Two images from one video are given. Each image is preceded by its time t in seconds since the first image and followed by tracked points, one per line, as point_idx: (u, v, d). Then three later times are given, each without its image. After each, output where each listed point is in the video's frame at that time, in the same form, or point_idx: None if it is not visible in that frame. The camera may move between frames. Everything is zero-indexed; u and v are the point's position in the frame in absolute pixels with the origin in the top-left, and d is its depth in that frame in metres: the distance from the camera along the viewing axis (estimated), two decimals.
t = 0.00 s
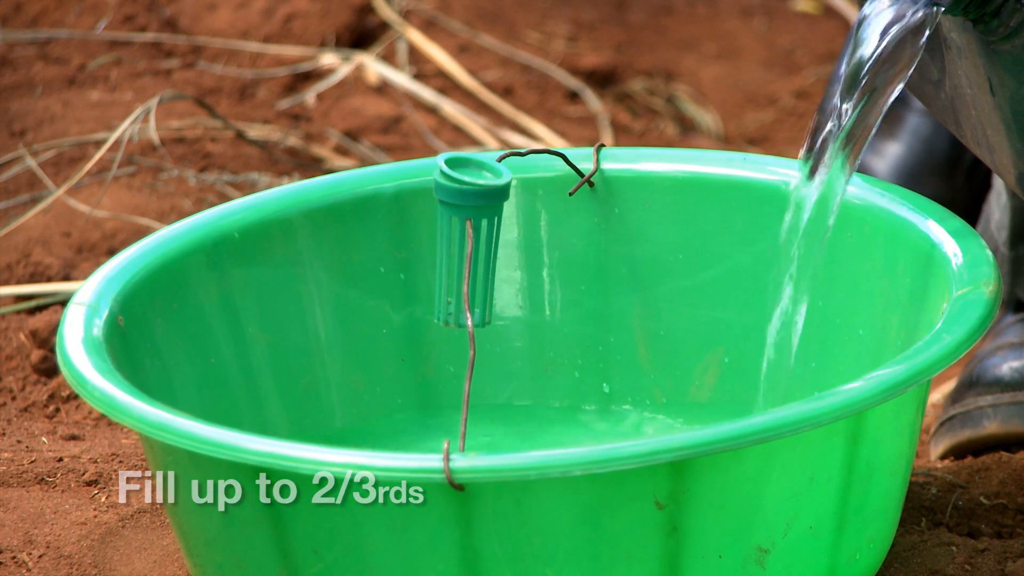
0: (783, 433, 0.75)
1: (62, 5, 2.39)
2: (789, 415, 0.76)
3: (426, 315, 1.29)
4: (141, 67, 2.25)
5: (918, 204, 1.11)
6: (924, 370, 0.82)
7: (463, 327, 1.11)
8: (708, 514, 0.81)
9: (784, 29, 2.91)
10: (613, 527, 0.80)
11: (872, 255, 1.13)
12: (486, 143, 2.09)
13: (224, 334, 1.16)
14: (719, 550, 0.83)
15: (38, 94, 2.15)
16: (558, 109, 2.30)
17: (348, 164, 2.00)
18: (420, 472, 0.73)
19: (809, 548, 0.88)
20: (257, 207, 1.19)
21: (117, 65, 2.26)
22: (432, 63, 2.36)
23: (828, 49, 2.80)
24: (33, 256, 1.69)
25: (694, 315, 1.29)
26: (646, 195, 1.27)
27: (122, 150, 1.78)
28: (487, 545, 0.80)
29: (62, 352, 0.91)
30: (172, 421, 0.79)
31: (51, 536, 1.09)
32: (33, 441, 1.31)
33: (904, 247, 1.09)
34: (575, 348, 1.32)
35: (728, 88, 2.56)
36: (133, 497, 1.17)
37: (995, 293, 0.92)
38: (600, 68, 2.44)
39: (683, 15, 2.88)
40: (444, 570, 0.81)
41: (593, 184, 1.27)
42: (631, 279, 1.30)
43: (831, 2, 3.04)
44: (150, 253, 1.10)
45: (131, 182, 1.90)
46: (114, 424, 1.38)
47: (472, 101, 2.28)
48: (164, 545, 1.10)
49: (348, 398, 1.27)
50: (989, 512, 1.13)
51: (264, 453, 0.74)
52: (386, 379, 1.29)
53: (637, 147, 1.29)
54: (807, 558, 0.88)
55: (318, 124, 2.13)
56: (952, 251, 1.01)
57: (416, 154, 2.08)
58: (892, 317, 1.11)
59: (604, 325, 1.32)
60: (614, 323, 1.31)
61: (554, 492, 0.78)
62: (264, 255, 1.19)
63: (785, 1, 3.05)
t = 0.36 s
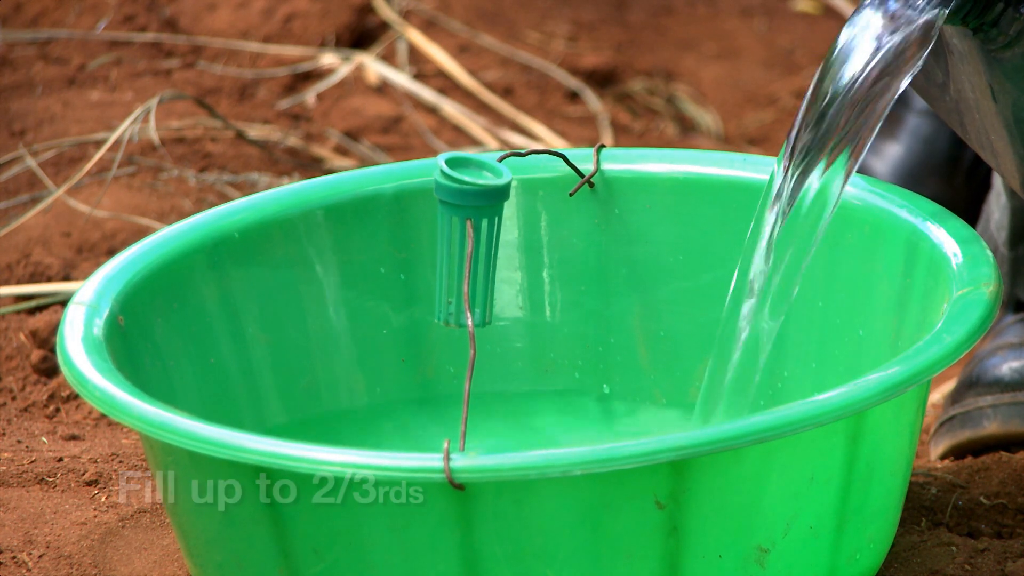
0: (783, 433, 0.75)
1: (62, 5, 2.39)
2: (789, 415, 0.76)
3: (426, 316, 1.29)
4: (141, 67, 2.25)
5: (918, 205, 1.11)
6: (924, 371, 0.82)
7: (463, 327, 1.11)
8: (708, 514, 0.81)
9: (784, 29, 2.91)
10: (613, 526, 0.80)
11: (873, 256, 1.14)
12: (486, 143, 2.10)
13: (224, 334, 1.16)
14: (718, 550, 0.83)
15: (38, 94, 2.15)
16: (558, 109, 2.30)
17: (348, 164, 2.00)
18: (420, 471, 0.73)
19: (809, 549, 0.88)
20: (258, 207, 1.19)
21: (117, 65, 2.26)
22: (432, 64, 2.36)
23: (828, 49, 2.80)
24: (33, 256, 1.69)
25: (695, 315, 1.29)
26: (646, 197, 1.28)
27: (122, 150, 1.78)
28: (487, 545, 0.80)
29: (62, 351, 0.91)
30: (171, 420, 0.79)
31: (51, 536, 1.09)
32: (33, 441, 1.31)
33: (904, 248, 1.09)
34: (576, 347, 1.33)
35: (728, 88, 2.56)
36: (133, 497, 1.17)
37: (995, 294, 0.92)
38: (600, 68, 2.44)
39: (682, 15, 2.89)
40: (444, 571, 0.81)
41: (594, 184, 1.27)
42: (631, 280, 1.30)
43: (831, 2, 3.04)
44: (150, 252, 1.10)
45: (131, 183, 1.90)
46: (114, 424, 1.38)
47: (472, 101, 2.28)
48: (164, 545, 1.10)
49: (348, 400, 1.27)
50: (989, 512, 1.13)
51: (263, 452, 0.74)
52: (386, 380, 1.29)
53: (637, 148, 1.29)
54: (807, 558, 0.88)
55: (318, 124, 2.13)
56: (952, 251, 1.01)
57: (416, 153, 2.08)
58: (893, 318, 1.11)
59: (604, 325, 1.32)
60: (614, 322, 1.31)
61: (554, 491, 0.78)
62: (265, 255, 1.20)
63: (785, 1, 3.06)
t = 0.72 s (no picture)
0: (785, 435, 0.75)
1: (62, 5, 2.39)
2: (791, 417, 0.76)
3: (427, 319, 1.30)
4: (141, 67, 2.25)
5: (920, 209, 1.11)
6: (928, 374, 0.82)
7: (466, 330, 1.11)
8: (710, 515, 0.81)
9: (783, 30, 2.92)
10: (615, 528, 0.80)
11: (874, 259, 1.14)
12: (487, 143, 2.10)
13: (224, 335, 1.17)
14: (719, 551, 0.83)
15: (37, 94, 2.15)
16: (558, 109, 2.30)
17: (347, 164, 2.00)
18: (423, 473, 0.73)
19: (810, 551, 0.88)
20: (260, 208, 1.19)
21: (117, 65, 2.26)
22: (433, 64, 2.37)
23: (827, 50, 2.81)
24: (33, 256, 1.69)
25: (696, 317, 1.29)
26: (648, 200, 1.28)
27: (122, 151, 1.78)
28: (489, 546, 0.80)
29: (65, 349, 0.91)
30: (175, 420, 0.79)
31: (51, 536, 1.09)
32: (33, 441, 1.31)
33: (905, 252, 1.10)
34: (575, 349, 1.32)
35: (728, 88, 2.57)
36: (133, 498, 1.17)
37: (997, 299, 0.92)
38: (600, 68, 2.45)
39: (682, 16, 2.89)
40: (446, 572, 0.81)
41: (596, 189, 1.28)
42: (632, 282, 1.30)
43: (831, 3, 3.05)
44: (152, 251, 1.10)
45: (131, 182, 1.90)
46: (114, 424, 1.38)
47: (471, 101, 2.28)
48: (165, 545, 1.09)
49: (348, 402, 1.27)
50: (989, 512, 1.13)
51: (266, 451, 0.74)
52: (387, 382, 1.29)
53: (640, 154, 1.29)
54: (808, 560, 0.88)
55: (318, 124, 2.13)
56: (954, 255, 1.02)
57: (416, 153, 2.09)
58: (895, 322, 1.11)
59: (604, 327, 1.32)
60: (614, 324, 1.31)
61: (557, 493, 0.78)
62: (267, 257, 1.20)
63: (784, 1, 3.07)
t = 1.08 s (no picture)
0: (784, 435, 0.75)
1: (62, 5, 2.39)
2: (791, 417, 0.76)
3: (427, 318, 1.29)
4: (141, 67, 2.25)
5: (920, 209, 1.11)
6: (928, 374, 0.82)
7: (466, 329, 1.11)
8: (710, 515, 0.81)
9: (784, 31, 2.93)
10: (615, 528, 0.80)
11: (874, 259, 1.14)
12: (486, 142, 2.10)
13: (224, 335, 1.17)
14: (719, 551, 0.83)
15: (37, 94, 2.15)
16: (558, 109, 2.30)
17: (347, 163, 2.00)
18: (422, 474, 0.73)
19: (810, 551, 0.88)
20: (260, 208, 1.19)
21: (116, 65, 2.26)
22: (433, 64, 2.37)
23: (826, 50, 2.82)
24: (33, 256, 1.69)
25: (696, 318, 1.29)
26: (648, 201, 1.28)
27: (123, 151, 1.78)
28: (489, 546, 0.80)
29: (65, 348, 0.91)
30: (175, 420, 0.79)
31: (51, 536, 1.09)
32: (33, 441, 1.31)
33: (905, 252, 1.10)
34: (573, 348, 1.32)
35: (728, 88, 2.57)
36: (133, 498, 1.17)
37: (997, 299, 0.92)
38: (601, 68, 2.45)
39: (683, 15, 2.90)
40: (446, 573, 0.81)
41: (596, 188, 1.28)
42: (632, 282, 1.30)
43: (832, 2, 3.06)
44: (151, 251, 1.10)
45: (131, 182, 1.90)
46: (114, 424, 1.38)
47: (471, 101, 2.28)
48: (165, 545, 1.09)
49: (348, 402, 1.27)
50: (990, 511, 1.13)
51: (266, 452, 0.74)
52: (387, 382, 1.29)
53: (640, 153, 1.29)
54: (807, 560, 0.88)
55: (318, 124, 2.13)
56: (953, 255, 1.02)
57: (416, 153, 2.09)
58: (896, 322, 1.11)
59: (604, 327, 1.32)
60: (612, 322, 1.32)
61: (557, 493, 0.78)
62: (267, 257, 1.20)
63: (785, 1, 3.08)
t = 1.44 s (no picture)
0: (784, 435, 0.75)
1: (62, 5, 2.39)
2: (790, 417, 0.76)
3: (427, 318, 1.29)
4: (141, 67, 2.25)
5: (919, 209, 1.11)
6: (928, 374, 0.82)
7: (466, 329, 1.10)
8: (710, 515, 0.81)
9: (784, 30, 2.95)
10: (615, 527, 0.80)
11: (874, 259, 1.14)
12: (486, 142, 2.09)
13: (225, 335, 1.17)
14: (719, 551, 0.83)
15: (37, 94, 2.15)
16: (558, 109, 2.30)
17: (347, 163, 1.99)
18: (423, 473, 0.73)
19: (810, 551, 0.88)
20: (260, 208, 1.19)
21: (116, 65, 2.26)
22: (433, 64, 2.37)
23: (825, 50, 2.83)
24: (33, 257, 1.69)
25: (697, 316, 1.29)
26: (649, 201, 1.28)
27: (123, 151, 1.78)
28: (489, 546, 0.80)
29: (65, 348, 0.91)
30: (175, 419, 0.79)
31: (51, 536, 1.09)
32: (33, 441, 1.31)
33: (906, 252, 1.10)
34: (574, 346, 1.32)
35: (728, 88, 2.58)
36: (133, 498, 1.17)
37: (997, 299, 0.92)
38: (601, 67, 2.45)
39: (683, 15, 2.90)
40: (446, 573, 0.81)
41: (596, 188, 1.28)
42: (631, 282, 1.30)
43: (832, 2, 3.07)
44: (152, 251, 1.10)
45: (131, 182, 1.90)
46: (115, 424, 1.38)
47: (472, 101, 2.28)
48: (165, 545, 1.09)
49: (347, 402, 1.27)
50: (989, 512, 1.13)
51: (265, 451, 0.74)
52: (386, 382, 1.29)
53: (640, 153, 1.29)
54: (807, 560, 0.88)
55: (318, 124, 2.12)
56: (952, 256, 1.02)
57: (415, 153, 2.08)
58: (896, 322, 1.11)
59: (603, 327, 1.32)
60: (614, 320, 1.31)
61: (556, 493, 0.78)
62: (268, 256, 1.20)
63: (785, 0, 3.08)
